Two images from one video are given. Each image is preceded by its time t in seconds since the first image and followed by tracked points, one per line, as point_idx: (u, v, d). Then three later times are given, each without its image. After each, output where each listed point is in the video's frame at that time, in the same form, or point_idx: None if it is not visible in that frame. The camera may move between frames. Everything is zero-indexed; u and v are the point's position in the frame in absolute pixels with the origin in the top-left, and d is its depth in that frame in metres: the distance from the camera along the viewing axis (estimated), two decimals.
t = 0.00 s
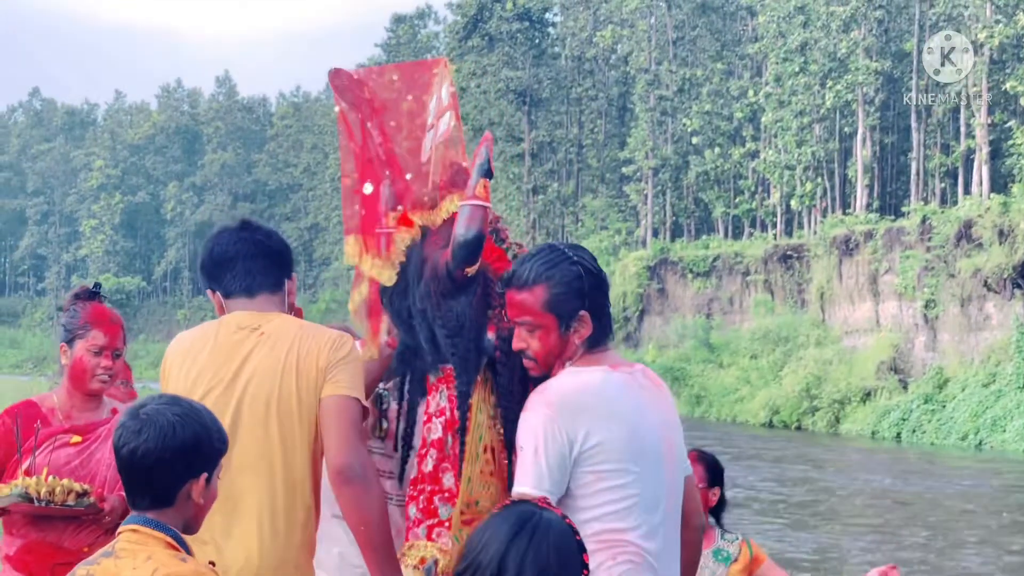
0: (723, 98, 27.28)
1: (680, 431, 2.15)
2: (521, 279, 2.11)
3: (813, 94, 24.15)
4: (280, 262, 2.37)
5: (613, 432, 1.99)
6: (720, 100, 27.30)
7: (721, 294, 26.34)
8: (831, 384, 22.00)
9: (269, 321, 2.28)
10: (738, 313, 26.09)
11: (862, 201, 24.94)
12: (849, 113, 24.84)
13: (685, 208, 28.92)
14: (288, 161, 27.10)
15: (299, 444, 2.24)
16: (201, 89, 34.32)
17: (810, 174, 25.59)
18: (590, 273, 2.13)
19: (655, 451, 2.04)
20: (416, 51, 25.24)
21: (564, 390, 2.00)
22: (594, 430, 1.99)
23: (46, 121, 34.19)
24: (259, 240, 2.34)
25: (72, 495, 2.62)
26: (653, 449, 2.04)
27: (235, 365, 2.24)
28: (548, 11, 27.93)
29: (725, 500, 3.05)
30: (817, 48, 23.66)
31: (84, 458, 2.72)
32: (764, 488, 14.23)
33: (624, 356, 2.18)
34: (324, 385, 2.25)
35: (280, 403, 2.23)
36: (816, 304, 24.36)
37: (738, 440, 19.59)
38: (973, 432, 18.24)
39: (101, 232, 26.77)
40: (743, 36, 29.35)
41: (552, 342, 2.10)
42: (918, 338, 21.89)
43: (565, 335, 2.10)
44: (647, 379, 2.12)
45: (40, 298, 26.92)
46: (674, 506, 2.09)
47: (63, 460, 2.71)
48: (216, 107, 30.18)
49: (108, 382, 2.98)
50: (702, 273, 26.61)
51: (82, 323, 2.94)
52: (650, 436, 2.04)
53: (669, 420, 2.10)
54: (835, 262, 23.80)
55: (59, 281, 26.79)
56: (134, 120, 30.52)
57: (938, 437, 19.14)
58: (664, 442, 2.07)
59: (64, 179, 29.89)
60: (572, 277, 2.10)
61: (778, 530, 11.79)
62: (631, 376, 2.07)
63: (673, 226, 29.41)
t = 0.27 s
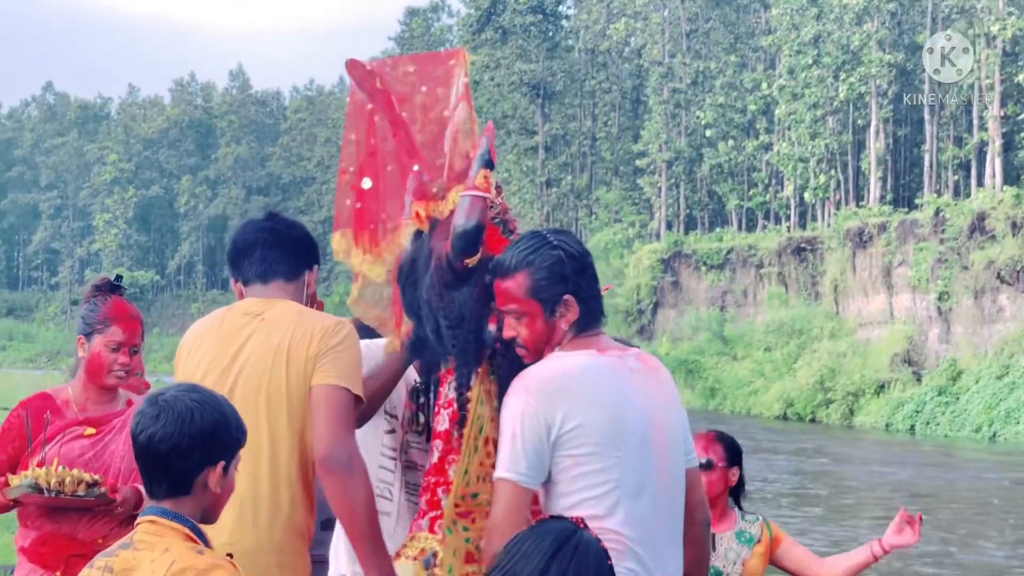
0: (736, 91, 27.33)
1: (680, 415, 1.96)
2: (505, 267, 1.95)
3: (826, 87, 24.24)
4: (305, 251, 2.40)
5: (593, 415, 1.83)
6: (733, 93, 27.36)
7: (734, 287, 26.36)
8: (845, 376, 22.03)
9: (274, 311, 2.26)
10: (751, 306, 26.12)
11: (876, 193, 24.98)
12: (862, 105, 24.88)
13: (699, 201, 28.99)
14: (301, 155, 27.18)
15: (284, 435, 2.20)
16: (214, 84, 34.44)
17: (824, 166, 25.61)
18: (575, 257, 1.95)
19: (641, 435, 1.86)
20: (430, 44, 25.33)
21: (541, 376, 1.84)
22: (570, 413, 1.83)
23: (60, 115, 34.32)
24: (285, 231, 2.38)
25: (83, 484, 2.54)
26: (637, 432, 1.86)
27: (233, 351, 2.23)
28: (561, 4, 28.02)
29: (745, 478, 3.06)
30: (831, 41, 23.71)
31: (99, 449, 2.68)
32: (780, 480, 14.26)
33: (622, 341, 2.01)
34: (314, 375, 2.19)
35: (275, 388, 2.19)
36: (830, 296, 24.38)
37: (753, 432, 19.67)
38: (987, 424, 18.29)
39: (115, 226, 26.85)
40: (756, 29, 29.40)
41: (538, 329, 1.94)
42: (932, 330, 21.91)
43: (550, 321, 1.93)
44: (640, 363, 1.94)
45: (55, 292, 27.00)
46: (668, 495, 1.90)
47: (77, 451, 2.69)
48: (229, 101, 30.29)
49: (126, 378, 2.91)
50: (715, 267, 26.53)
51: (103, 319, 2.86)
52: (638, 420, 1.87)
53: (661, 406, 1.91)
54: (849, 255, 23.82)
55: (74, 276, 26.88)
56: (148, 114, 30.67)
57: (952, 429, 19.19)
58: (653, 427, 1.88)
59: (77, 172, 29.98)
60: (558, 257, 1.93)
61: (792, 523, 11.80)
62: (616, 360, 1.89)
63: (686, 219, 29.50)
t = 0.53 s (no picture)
0: (752, 90, 27.29)
1: (675, 410, 2.05)
2: (500, 262, 2.06)
3: (842, 85, 24.16)
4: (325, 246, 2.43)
5: (580, 409, 1.94)
6: (748, 92, 27.31)
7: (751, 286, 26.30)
8: (861, 376, 21.97)
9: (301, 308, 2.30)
10: (767, 305, 26.07)
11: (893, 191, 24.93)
12: (878, 104, 24.81)
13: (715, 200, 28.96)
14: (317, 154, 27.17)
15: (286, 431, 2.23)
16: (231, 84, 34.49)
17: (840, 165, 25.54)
18: (566, 255, 2.05)
19: (631, 430, 1.97)
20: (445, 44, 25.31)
21: (527, 375, 1.96)
22: (558, 411, 1.94)
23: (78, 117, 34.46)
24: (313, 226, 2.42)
25: (100, 481, 2.67)
26: (624, 427, 1.96)
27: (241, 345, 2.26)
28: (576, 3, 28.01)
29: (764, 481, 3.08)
30: (847, 40, 23.62)
31: (119, 446, 2.78)
32: (796, 480, 14.22)
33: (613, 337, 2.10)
34: (314, 369, 2.22)
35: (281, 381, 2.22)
36: (846, 296, 24.33)
37: (769, 431, 19.63)
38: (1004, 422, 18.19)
39: (132, 226, 26.93)
40: (773, 28, 29.27)
41: (533, 325, 2.04)
42: (949, 329, 21.83)
43: (543, 318, 2.04)
44: (632, 359, 2.03)
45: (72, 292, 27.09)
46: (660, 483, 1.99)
47: (98, 448, 2.77)
48: (246, 101, 30.34)
49: (148, 374, 2.90)
50: (732, 265, 26.58)
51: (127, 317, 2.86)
52: (625, 417, 1.96)
53: (650, 395, 2.00)
54: (866, 254, 23.72)
55: (91, 276, 26.98)
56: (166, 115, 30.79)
57: (969, 429, 19.11)
58: (643, 421, 1.98)
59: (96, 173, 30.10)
60: (554, 259, 2.03)
61: (810, 523, 11.77)
62: (605, 356, 2.00)
63: (702, 218, 29.50)
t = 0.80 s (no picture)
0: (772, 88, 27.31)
1: (674, 410, 2.18)
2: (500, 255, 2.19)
3: (864, 82, 24.10)
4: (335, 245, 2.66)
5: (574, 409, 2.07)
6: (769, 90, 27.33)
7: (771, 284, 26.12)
8: (883, 373, 21.96)
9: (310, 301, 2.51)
10: (787, 304, 25.94)
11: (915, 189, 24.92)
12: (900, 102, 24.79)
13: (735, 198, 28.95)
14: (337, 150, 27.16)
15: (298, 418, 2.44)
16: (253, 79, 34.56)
17: (862, 163, 25.50)
18: (574, 246, 2.19)
19: (627, 430, 2.10)
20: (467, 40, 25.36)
21: (523, 367, 2.10)
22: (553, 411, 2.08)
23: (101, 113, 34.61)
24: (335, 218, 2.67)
25: (120, 475, 2.84)
26: (619, 422, 2.08)
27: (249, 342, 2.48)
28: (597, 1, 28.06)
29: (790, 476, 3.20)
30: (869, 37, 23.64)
31: (138, 442, 2.98)
32: (817, 477, 14.24)
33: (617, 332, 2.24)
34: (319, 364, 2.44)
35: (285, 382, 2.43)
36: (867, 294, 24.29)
37: (791, 430, 19.65)
38: None
39: (153, 223, 27.02)
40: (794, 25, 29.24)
41: (531, 317, 2.18)
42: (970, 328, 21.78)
43: (542, 310, 2.17)
44: (631, 353, 2.17)
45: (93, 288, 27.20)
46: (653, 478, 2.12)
47: (118, 443, 2.97)
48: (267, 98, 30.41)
49: (168, 372, 3.07)
50: (749, 265, 26.43)
51: (151, 315, 3.02)
52: (618, 416, 2.09)
53: (647, 393, 2.14)
54: (887, 253, 23.63)
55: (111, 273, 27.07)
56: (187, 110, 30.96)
57: (990, 427, 19.10)
58: (640, 417, 2.11)
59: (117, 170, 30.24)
60: (557, 250, 2.16)
61: (831, 521, 11.77)
62: (604, 353, 2.14)
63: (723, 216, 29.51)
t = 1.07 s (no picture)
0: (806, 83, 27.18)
1: (656, 399, 3.15)
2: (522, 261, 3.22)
3: (900, 78, 23.87)
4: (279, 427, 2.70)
5: (560, 398, 3.09)
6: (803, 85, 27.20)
7: (803, 281, 26.30)
8: (916, 371, 21.92)
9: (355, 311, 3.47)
10: (821, 299, 26.55)
11: (949, 186, 24.76)
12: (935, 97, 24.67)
13: (767, 193, 28.91)
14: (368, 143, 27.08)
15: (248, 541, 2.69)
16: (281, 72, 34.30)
17: (897, 159, 25.36)
18: (577, 247, 3.25)
19: (611, 419, 3.09)
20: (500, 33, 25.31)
21: (517, 354, 3.13)
22: (544, 393, 3.10)
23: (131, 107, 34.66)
24: (350, 214, 3.72)
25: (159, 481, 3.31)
26: (607, 417, 3.09)
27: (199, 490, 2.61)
28: None
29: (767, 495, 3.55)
30: (905, 33, 23.47)
31: (170, 434, 3.98)
32: (851, 475, 14.23)
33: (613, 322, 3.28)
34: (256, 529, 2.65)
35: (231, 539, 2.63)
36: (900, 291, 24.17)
37: (824, 427, 19.57)
38: None
39: (184, 217, 27.14)
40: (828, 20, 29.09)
41: (530, 302, 3.25)
42: (1005, 326, 21.87)
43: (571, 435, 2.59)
44: (628, 344, 3.20)
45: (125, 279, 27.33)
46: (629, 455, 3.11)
47: (152, 435, 3.97)
48: (297, 91, 30.43)
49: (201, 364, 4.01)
50: (783, 260, 26.26)
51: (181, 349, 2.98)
52: (604, 405, 3.10)
53: (636, 383, 3.14)
54: (921, 249, 23.60)
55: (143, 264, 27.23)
56: (215, 102, 30.43)
57: None
58: (627, 408, 3.11)
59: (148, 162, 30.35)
60: (556, 243, 3.22)
61: (854, 519, 11.84)
62: (594, 345, 3.15)
63: (754, 211, 29.49)
